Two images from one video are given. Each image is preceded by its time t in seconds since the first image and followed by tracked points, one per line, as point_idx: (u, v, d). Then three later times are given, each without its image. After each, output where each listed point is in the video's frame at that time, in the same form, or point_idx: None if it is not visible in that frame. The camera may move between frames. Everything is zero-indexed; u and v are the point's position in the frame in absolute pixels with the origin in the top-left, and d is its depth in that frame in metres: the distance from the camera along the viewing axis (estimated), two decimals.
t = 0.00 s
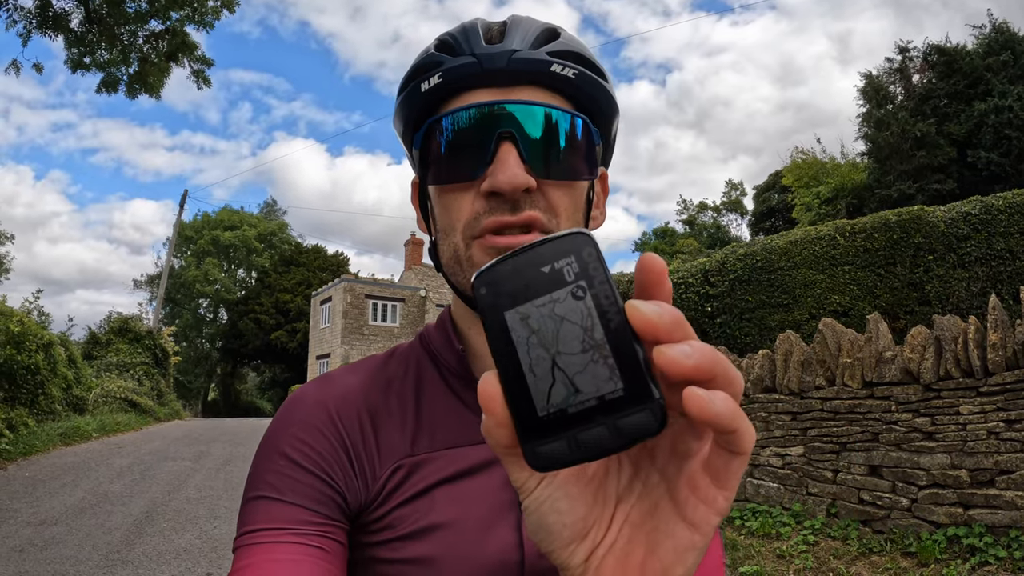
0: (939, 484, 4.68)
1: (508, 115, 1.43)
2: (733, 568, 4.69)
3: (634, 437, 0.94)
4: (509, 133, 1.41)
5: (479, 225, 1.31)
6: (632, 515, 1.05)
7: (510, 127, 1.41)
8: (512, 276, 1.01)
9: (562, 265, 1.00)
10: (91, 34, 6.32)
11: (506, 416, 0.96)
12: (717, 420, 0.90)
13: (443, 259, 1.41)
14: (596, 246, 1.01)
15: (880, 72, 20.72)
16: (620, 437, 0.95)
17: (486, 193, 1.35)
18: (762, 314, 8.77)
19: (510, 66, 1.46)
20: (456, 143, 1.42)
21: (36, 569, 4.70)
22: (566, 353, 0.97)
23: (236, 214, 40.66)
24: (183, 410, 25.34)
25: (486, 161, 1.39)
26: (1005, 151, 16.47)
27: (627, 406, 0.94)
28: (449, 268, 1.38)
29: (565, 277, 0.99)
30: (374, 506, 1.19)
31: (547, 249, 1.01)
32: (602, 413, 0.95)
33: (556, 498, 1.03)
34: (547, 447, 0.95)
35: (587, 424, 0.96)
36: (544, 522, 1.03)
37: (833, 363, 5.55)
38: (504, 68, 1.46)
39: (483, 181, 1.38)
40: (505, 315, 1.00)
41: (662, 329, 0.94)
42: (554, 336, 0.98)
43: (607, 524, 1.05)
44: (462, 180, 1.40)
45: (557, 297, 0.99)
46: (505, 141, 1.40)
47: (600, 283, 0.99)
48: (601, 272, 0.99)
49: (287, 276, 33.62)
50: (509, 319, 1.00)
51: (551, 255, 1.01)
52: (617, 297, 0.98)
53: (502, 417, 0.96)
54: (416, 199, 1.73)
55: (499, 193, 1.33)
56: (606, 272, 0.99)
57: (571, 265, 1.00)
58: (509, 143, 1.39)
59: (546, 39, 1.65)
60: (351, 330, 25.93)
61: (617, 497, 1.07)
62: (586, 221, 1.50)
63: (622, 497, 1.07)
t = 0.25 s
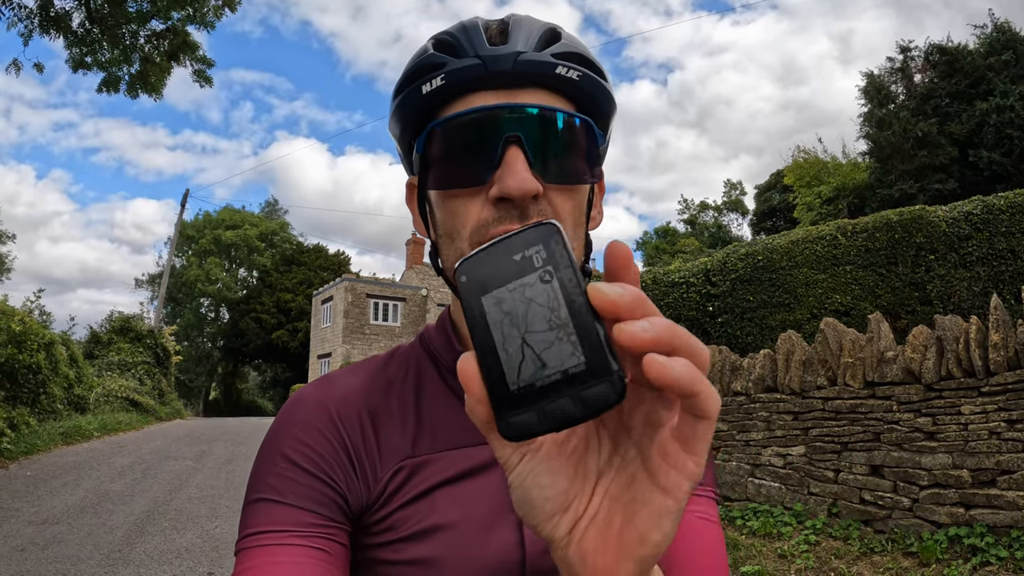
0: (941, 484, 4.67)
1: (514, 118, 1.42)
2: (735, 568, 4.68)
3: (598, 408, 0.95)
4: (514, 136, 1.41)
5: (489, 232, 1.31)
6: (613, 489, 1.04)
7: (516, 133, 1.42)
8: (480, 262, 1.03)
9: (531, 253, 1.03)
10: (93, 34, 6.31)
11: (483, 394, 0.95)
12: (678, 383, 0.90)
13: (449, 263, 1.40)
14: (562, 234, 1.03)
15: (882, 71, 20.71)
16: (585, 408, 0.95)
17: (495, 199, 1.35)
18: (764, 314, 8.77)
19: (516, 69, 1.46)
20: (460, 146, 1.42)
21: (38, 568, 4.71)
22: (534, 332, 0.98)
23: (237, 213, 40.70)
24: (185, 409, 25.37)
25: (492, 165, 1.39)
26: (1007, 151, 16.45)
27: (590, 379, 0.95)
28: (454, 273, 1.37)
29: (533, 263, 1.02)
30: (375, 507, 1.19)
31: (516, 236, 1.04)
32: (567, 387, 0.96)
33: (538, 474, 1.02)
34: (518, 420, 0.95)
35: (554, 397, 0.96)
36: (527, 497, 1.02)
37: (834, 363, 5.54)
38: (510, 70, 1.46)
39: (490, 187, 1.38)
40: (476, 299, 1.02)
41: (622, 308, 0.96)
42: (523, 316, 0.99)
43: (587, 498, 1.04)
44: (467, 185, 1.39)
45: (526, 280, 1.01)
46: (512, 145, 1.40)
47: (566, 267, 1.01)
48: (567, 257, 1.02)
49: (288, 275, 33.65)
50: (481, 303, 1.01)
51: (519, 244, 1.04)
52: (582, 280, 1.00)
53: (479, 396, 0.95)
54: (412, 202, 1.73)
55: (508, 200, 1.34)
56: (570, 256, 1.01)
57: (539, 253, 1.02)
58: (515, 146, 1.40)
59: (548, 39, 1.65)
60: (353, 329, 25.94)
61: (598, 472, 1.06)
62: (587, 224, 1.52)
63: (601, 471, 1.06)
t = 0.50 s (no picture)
0: (942, 484, 4.67)
1: (509, 112, 1.42)
2: (736, 567, 4.68)
3: (597, 447, 0.92)
4: (510, 130, 1.40)
5: (486, 230, 1.30)
6: (613, 515, 1.04)
7: (512, 127, 1.41)
8: (466, 291, 1.01)
9: (517, 279, 0.99)
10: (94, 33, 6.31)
11: (474, 430, 0.95)
12: (679, 421, 0.88)
13: (445, 259, 1.39)
14: (549, 256, 0.99)
15: (884, 71, 20.69)
16: (584, 446, 0.93)
17: (491, 194, 1.34)
18: (765, 313, 8.78)
19: (510, 62, 1.46)
20: (455, 142, 1.41)
21: (40, 567, 4.71)
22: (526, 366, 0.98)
23: (239, 213, 40.76)
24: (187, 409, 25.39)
25: (488, 161, 1.38)
26: (1009, 151, 16.41)
27: (589, 416, 0.93)
28: (451, 270, 1.37)
29: (520, 290, 0.99)
30: (375, 509, 1.19)
31: (501, 262, 1.00)
32: (566, 424, 0.94)
33: (536, 503, 1.02)
34: (518, 459, 0.94)
35: (553, 435, 0.94)
36: (525, 527, 1.01)
37: (836, 363, 5.53)
38: (504, 64, 1.46)
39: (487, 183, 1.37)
40: (466, 333, 1.00)
41: (618, 339, 0.91)
42: (512, 350, 0.98)
43: (588, 525, 1.04)
44: (463, 187, 1.38)
45: (514, 311, 0.99)
46: (507, 139, 1.40)
47: (554, 295, 0.98)
48: (555, 283, 0.98)
49: (289, 274, 33.68)
50: (470, 337, 1.00)
51: (505, 268, 1.00)
52: (571, 308, 0.97)
53: (471, 433, 0.96)
54: (410, 202, 1.73)
55: (504, 194, 1.33)
56: (558, 281, 0.98)
57: (525, 279, 0.99)
58: (508, 143, 1.39)
59: (544, 33, 1.65)
60: (354, 328, 25.96)
61: (598, 497, 1.05)
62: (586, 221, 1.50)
63: (602, 497, 1.06)
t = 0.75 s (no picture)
0: (944, 484, 4.66)
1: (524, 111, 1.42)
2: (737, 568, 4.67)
3: (594, 454, 0.91)
4: (527, 129, 1.41)
5: (504, 225, 1.30)
6: (614, 518, 1.03)
7: (528, 124, 1.42)
8: (474, 293, 0.99)
9: (524, 283, 0.97)
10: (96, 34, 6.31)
11: (474, 426, 0.96)
12: (675, 432, 0.87)
13: (459, 259, 1.37)
14: (557, 261, 0.96)
15: (885, 70, 20.65)
16: (580, 452, 0.92)
17: (509, 191, 1.33)
18: (767, 313, 8.80)
19: (523, 63, 1.46)
20: (471, 141, 1.40)
21: (42, 567, 4.71)
22: (529, 368, 0.97)
23: (240, 212, 40.80)
24: (188, 408, 25.42)
25: (507, 158, 1.37)
26: (1011, 150, 16.38)
27: (586, 422, 0.92)
28: (466, 269, 1.35)
29: (525, 295, 0.97)
30: (377, 509, 1.19)
31: (507, 263, 0.98)
32: (563, 429, 0.93)
33: (539, 499, 1.02)
34: (515, 459, 0.94)
35: (549, 439, 0.94)
36: (527, 523, 1.02)
37: (838, 363, 5.52)
38: (518, 64, 1.45)
39: (502, 179, 1.36)
40: (470, 333, 1.00)
41: (619, 347, 0.89)
42: (516, 352, 0.97)
43: (589, 525, 1.03)
44: (476, 183, 1.37)
45: (518, 315, 0.97)
46: (524, 136, 1.40)
47: (559, 300, 0.95)
48: (560, 288, 0.95)
49: (291, 274, 33.71)
50: (475, 338, 0.99)
51: (513, 271, 0.98)
52: (576, 312, 0.95)
53: (471, 428, 0.96)
54: (411, 204, 1.71)
55: (524, 189, 1.33)
56: (564, 284, 0.95)
57: (532, 283, 0.97)
58: (525, 141, 1.39)
59: (551, 36, 1.65)
60: (355, 328, 25.96)
61: (601, 498, 1.05)
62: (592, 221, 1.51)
63: (605, 497, 1.05)
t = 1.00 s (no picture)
0: (945, 485, 4.65)
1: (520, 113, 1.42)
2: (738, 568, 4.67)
3: (617, 423, 0.93)
4: (523, 130, 1.41)
5: (501, 226, 1.29)
6: (631, 492, 1.03)
7: (524, 125, 1.42)
8: (502, 266, 0.99)
9: (552, 257, 0.99)
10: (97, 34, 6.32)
11: (499, 398, 0.96)
12: (695, 402, 0.87)
13: (458, 262, 1.38)
14: (585, 239, 1.00)
15: (887, 70, 20.63)
16: (603, 422, 0.94)
17: (507, 192, 1.34)
18: (768, 313, 8.80)
19: (520, 66, 1.45)
20: (469, 143, 1.40)
21: (43, 566, 4.72)
22: (554, 340, 0.97)
23: (242, 212, 40.83)
24: (189, 408, 25.45)
25: (504, 160, 1.37)
26: (1012, 150, 16.35)
27: (610, 393, 0.94)
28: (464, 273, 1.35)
29: (553, 269, 0.98)
30: (376, 509, 1.19)
31: (536, 238, 1.00)
32: (587, 400, 0.94)
33: (554, 475, 1.03)
34: (538, 430, 0.95)
35: (573, 409, 0.95)
36: (544, 497, 1.03)
37: (840, 362, 5.51)
38: (515, 67, 1.45)
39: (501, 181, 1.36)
40: (497, 305, 0.99)
41: (643, 320, 0.91)
42: (542, 326, 0.97)
43: (606, 500, 1.04)
44: (479, 178, 1.38)
45: (545, 288, 0.98)
46: (521, 139, 1.40)
47: (587, 274, 0.98)
48: (589, 264, 0.98)
49: (292, 273, 33.73)
50: (502, 310, 0.99)
51: (541, 247, 0.99)
52: (602, 288, 0.98)
53: (496, 401, 0.96)
54: (410, 205, 1.71)
55: (523, 190, 1.33)
56: (592, 261, 0.98)
57: (560, 258, 0.99)
58: (523, 143, 1.39)
59: (548, 38, 1.64)
60: (357, 328, 25.98)
61: (618, 473, 1.05)
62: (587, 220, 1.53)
63: (621, 472, 1.05)
